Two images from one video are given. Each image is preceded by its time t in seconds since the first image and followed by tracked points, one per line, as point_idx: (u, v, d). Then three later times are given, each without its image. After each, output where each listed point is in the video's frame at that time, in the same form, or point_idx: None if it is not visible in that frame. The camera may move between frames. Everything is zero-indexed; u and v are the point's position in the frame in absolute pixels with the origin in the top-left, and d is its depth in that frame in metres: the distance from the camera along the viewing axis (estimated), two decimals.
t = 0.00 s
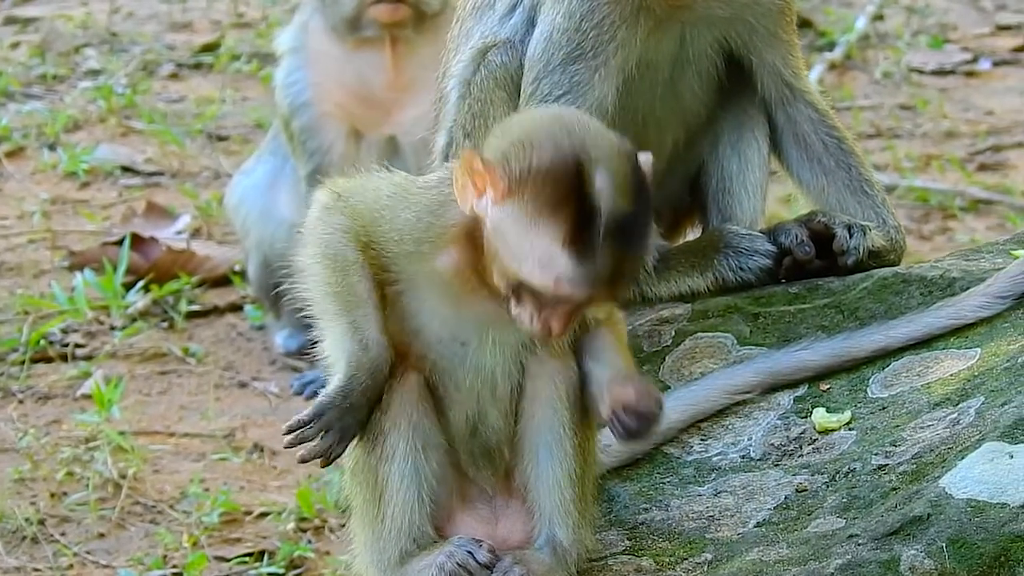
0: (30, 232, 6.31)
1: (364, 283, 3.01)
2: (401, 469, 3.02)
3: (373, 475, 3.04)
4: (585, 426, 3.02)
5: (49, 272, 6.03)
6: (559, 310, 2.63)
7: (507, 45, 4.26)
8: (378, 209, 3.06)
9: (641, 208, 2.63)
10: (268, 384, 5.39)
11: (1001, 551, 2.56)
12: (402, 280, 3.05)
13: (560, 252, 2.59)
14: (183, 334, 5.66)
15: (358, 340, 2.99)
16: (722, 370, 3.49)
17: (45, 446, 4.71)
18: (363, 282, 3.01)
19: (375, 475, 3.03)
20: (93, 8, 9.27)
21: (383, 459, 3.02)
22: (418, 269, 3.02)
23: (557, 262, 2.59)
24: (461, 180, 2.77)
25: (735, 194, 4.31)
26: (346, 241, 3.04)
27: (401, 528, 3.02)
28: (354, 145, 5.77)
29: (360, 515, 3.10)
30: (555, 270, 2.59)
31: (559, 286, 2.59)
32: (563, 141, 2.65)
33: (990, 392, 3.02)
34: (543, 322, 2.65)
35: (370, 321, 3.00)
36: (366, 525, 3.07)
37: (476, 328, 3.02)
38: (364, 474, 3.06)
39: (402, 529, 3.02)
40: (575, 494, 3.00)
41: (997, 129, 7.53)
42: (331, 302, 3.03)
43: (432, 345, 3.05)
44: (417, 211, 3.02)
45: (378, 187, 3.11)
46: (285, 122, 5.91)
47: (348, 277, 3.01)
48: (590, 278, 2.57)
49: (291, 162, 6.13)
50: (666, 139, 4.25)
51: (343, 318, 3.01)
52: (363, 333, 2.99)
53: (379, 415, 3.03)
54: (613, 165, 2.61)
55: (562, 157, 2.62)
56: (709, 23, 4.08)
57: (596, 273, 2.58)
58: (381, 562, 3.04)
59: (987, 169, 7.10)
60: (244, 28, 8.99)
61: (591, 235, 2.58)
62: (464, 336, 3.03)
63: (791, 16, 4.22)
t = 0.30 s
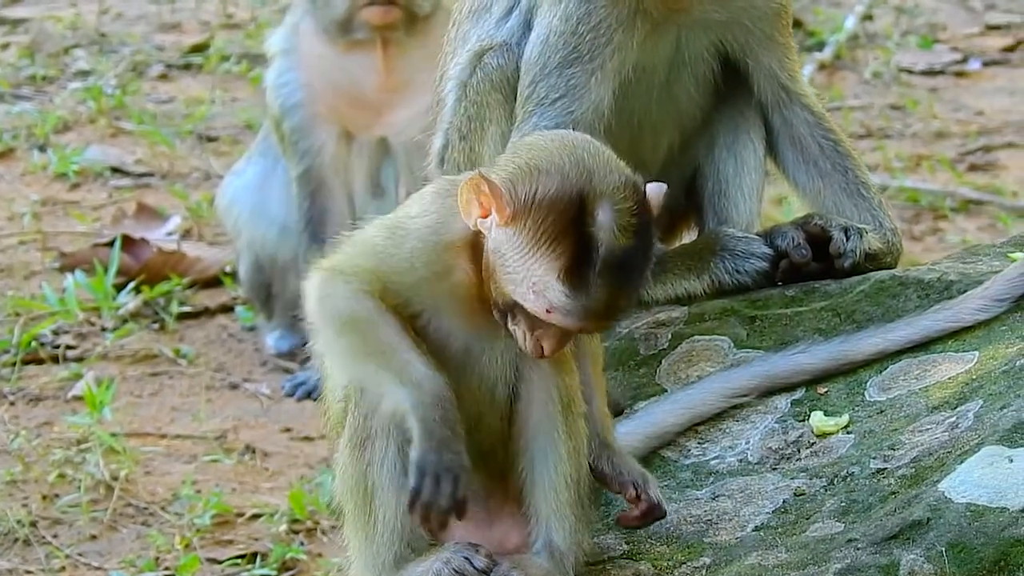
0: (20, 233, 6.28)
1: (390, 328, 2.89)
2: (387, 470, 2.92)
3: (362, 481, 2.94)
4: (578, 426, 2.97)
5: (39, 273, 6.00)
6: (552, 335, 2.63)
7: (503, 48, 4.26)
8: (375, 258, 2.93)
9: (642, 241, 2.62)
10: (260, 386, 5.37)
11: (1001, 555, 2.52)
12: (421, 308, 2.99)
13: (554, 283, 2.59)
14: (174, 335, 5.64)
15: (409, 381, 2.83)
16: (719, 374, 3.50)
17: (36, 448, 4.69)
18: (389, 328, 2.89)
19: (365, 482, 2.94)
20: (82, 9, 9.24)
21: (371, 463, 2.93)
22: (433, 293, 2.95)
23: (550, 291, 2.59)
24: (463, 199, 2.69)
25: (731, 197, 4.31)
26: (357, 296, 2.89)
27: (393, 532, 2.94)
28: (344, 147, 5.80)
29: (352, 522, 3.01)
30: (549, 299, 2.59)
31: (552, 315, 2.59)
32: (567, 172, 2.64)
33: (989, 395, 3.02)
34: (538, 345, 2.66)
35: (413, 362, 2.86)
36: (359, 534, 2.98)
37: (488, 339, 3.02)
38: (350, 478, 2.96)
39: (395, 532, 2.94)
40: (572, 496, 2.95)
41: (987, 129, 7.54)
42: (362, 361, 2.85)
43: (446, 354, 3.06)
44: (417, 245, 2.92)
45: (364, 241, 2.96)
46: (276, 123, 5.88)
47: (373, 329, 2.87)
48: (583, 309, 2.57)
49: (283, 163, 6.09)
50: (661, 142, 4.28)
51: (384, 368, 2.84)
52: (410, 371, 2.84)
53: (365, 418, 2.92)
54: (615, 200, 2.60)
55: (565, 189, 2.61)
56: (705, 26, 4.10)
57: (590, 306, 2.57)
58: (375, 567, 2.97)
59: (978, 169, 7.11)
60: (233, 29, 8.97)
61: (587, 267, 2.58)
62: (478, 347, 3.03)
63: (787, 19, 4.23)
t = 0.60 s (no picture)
0: (17, 243, 6.27)
1: (395, 351, 2.90)
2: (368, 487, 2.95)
3: (344, 494, 2.97)
4: (582, 437, 2.94)
5: (36, 284, 5.99)
6: (536, 349, 2.55)
7: (501, 58, 4.24)
8: (382, 280, 2.96)
9: (628, 253, 2.52)
10: (257, 396, 5.35)
11: (1003, 564, 2.53)
12: (425, 332, 2.99)
13: (533, 292, 2.52)
14: (172, 346, 5.63)
15: (412, 406, 2.85)
16: (718, 384, 3.50)
17: (34, 459, 4.68)
18: (394, 351, 2.90)
19: (347, 496, 2.97)
20: (77, 19, 9.24)
21: (353, 477, 2.95)
22: (436, 316, 2.95)
23: (530, 300, 2.53)
24: (463, 212, 2.71)
25: (729, 207, 4.31)
26: (362, 318, 2.93)
27: (377, 543, 2.95)
28: (342, 156, 5.80)
29: (339, 536, 3.03)
30: (528, 310, 2.52)
31: (531, 325, 2.52)
32: (555, 181, 2.58)
33: (989, 404, 3.02)
34: (523, 360, 2.58)
35: (418, 388, 2.87)
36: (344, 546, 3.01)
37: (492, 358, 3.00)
38: (334, 490, 2.98)
39: (379, 545, 2.95)
40: (574, 508, 2.93)
41: (984, 136, 7.54)
42: (366, 383, 2.89)
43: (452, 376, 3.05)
44: (422, 268, 2.93)
45: (370, 261, 3.00)
46: (272, 133, 5.89)
47: (378, 350, 2.90)
48: (560, 320, 2.49)
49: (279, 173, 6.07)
50: (659, 151, 4.29)
51: (389, 390, 2.87)
52: (414, 397, 2.86)
53: (341, 433, 2.96)
54: (596, 208, 2.52)
55: (548, 197, 2.55)
56: (704, 34, 4.11)
57: (567, 317, 2.48)
58: None
59: (975, 176, 7.11)
60: (228, 38, 8.97)
61: (563, 275, 2.49)
62: (478, 365, 3.01)
63: (786, 28, 4.23)
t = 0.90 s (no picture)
0: (12, 256, 6.26)
1: (364, 364, 2.95)
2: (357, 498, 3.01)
3: (338, 506, 3.05)
4: (567, 450, 2.96)
5: (31, 297, 5.98)
6: (471, 347, 2.58)
7: (497, 69, 4.25)
8: (355, 293, 3.02)
9: (558, 252, 2.53)
10: (252, 408, 5.34)
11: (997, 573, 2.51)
12: (396, 349, 3.00)
13: (461, 285, 2.56)
14: (166, 357, 5.63)
15: (378, 422, 2.89)
16: (713, 395, 3.50)
17: (29, 471, 4.67)
18: (363, 365, 2.95)
19: (341, 507, 3.04)
20: (73, 31, 9.25)
21: (345, 488, 3.02)
22: (407, 329, 2.97)
23: (459, 294, 2.56)
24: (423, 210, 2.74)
25: (724, 218, 4.33)
26: (335, 332, 2.98)
27: (368, 554, 3.01)
28: (337, 168, 5.77)
29: (335, 550, 3.10)
30: (456, 303, 2.57)
31: (460, 319, 2.56)
32: (497, 180, 2.60)
33: (983, 415, 3.02)
34: (462, 361, 2.62)
35: (384, 401, 2.91)
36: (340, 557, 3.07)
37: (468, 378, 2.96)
38: (329, 502, 3.08)
39: (372, 556, 3.00)
40: (566, 521, 2.93)
41: (979, 147, 7.56)
42: (336, 397, 2.95)
43: (427, 391, 3.03)
44: (390, 283, 2.98)
45: (348, 275, 3.06)
46: (266, 145, 5.87)
47: (349, 364, 2.95)
48: (485, 313, 2.52)
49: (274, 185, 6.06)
50: (655, 162, 4.30)
51: (358, 405, 2.92)
52: (380, 413, 2.90)
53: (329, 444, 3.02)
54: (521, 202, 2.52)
55: (485, 192, 2.57)
56: (700, 43, 4.11)
57: (492, 312, 2.52)
58: None
59: (970, 188, 7.12)
60: (224, 50, 8.98)
61: (485, 268, 2.52)
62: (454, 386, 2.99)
63: (781, 38, 4.24)
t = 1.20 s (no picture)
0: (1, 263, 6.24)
1: (349, 378, 2.92)
2: (351, 508, 2.99)
3: (332, 514, 3.02)
4: (551, 459, 2.97)
5: (21, 304, 5.96)
6: (498, 240, 2.67)
7: (487, 75, 4.15)
8: (334, 301, 2.95)
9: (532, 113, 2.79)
10: (242, 415, 5.33)
11: None
12: (378, 351, 2.98)
13: (467, 167, 2.71)
14: (156, 365, 5.61)
15: (367, 436, 2.89)
16: (707, 401, 3.49)
17: (19, 478, 4.65)
18: (348, 378, 2.92)
19: (335, 517, 3.02)
20: (62, 38, 9.24)
21: (338, 497, 3.00)
22: (389, 329, 2.95)
23: (467, 176, 2.71)
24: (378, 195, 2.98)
25: (716, 224, 4.34)
26: (317, 346, 2.93)
27: (365, 561, 3.00)
28: (326, 176, 5.75)
29: (326, 556, 3.07)
30: (468, 185, 2.70)
31: (471, 195, 2.69)
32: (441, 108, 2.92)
33: (975, 423, 3.02)
34: (493, 267, 2.68)
35: (372, 416, 2.90)
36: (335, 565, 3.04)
37: (452, 375, 2.99)
38: (320, 509, 3.04)
39: (369, 563, 2.99)
40: (552, 530, 2.97)
41: (969, 154, 7.57)
42: (324, 412, 2.92)
43: (409, 393, 3.02)
44: (370, 282, 2.93)
45: (324, 284, 2.99)
46: (256, 152, 5.83)
47: (333, 378, 2.92)
48: (501, 175, 2.67)
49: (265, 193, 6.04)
50: (646, 169, 4.30)
51: (345, 419, 2.90)
52: (369, 426, 2.89)
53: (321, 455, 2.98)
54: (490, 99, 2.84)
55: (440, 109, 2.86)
56: (692, 49, 4.12)
57: (501, 169, 2.68)
58: None
59: (960, 195, 7.13)
60: (212, 57, 8.96)
61: (482, 141, 2.72)
62: (435, 387, 3.00)
63: (772, 44, 4.25)
